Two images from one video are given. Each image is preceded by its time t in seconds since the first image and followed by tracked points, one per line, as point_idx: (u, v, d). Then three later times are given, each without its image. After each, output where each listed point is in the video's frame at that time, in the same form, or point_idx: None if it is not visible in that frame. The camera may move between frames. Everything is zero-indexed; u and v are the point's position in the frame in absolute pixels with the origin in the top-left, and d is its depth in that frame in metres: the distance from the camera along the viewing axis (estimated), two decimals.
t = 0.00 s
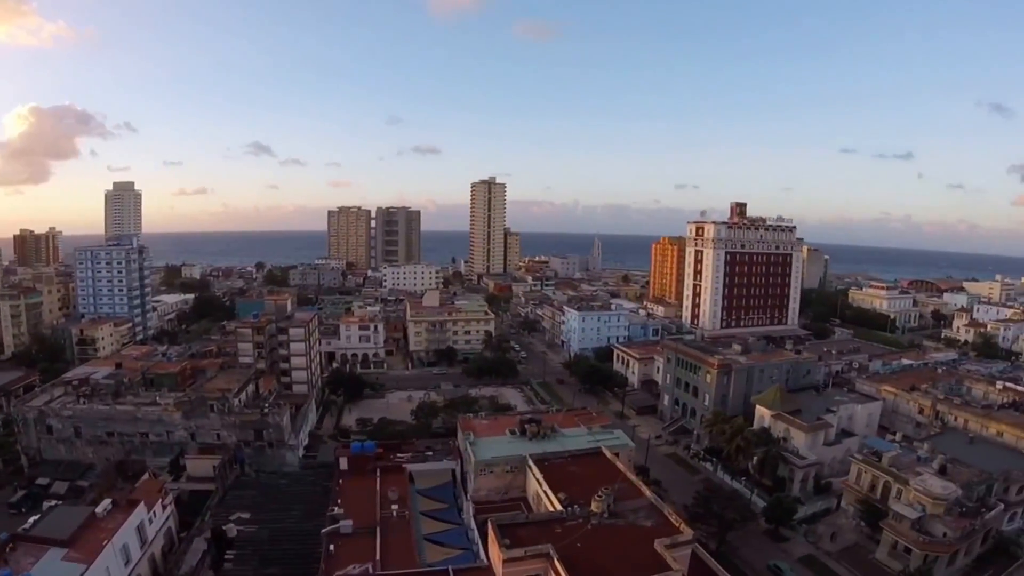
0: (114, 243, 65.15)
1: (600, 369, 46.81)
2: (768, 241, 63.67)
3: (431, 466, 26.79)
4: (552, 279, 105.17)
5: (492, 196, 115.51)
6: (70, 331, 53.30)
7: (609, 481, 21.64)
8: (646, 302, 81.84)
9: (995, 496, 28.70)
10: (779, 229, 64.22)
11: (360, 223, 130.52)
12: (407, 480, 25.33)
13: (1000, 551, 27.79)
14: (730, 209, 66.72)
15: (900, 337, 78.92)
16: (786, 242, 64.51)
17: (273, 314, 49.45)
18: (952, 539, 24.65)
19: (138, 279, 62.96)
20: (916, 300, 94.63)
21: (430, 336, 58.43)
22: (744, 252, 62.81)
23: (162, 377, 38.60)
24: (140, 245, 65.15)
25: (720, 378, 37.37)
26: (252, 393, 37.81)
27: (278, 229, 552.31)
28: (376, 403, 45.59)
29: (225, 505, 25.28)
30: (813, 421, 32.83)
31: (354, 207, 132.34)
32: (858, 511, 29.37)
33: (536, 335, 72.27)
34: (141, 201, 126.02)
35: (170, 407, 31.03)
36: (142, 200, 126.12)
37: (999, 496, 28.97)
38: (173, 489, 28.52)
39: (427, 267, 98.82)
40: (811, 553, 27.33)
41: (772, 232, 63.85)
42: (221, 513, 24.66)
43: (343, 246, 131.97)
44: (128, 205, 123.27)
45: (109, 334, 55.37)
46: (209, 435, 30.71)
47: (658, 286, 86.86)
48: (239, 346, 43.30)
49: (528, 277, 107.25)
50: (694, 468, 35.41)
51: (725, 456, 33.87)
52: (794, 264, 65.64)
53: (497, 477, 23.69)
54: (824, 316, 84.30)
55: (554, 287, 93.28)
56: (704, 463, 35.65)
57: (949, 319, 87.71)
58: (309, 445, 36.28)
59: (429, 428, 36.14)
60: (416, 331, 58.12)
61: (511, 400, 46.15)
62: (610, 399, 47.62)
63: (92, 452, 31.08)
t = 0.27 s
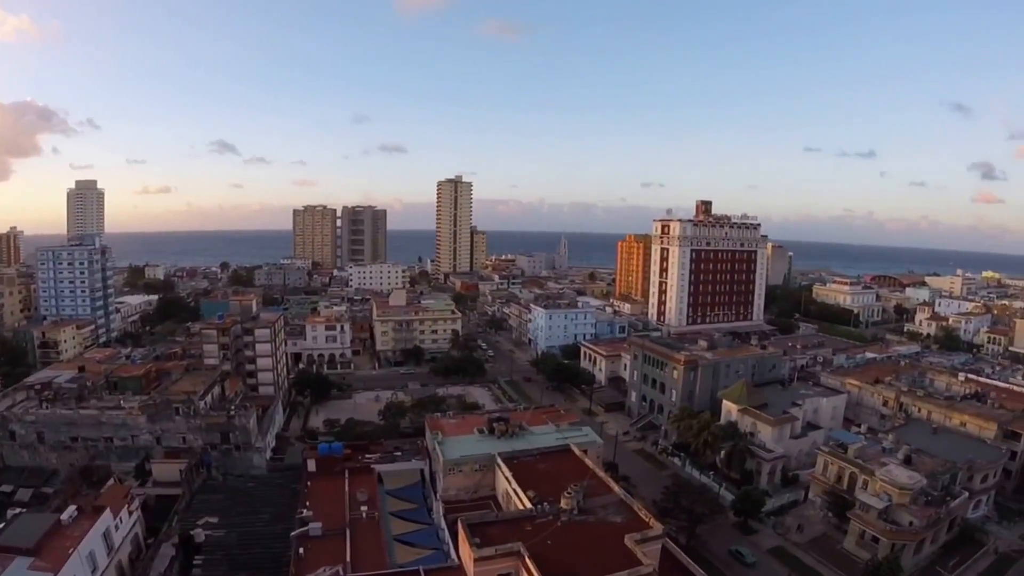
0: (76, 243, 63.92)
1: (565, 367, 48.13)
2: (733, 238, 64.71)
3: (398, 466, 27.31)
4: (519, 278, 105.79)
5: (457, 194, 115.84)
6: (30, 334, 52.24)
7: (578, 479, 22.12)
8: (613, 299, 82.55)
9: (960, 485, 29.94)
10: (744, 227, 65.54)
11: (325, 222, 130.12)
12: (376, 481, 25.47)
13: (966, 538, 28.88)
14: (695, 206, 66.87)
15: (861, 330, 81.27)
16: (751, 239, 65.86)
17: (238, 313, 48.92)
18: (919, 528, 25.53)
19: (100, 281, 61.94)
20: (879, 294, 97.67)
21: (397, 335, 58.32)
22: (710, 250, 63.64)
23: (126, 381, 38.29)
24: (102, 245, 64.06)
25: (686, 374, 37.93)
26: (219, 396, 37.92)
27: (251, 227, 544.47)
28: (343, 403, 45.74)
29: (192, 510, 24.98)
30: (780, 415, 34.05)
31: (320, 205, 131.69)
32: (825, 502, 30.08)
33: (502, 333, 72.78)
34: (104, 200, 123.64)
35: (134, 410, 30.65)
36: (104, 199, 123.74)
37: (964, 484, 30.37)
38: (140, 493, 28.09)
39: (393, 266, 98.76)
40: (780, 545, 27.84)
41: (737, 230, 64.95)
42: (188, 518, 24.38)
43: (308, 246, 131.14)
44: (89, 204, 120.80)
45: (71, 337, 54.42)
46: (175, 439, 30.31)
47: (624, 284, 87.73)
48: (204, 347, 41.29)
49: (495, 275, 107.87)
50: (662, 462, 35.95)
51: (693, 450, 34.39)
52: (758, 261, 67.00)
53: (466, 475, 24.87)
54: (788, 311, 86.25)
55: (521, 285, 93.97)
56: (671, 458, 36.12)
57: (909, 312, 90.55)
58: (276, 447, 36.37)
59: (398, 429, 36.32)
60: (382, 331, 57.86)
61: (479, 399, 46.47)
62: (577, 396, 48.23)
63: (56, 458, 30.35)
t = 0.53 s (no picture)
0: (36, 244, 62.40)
1: (535, 365, 48.08)
2: (700, 235, 68.02)
3: (367, 467, 27.10)
4: (486, 276, 106.56)
5: (424, 193, 117.13)
6: None
7: (548, 476, 22.39)
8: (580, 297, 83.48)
9: (925, 475, 30.76)
10: (709, 224, 68.82)
11: (291, 222, 129.22)
12: (344, 482, 25.26)
13: (933, 527, 29.71)
14: (661, 204, 69.59)
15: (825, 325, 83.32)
16: (716, 236, 69.22)
17: (203, 314, 48.20)
18: (885, 518, 26.31)
19: (62, 283, 60.59)
20: (843, 290, 100.57)
21: (364, 335, 58.28)
22: (674, 246, 66.25)
23: (90, 385, 37.53)
24: (63, 245, 62.69)
25: (653, 370, 39.08)
26: (184, 399, 37.76)
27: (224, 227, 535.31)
28: (309, 404, 45.48)
29: (159, 516, 24.62)
30: (747, 410, 34.80)
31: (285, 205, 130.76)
32: (792, 495, 30.94)
33: (470, 331, 73.02)
34: (66, 199, 120.93)
35: (99, 414, 30.17)
36: (66, 198, 121.02)
37: (930, 474, 31.10)
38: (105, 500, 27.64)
39: (358, 266, 98.26)
40: (749, 537, 28.31)
41: (704, 227, 68.26)
42: (155, 523, 24.03)
43: (273, 245, 129.91)
44: (50, 204, 117.99)
45: (32, 340, 53.18)
46: (140, 443, 29.96)
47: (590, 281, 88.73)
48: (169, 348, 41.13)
49: (461, 274, 108.23)
50: (631, 458, 36.43)
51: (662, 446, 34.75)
52: (724, 257, 70.27)
53: (436, 475, 24.93)
54: (754, 307, 88.00)
55: (488, 283, 94.40)
56: (640, 454, 36.64)
57: (871, 307, 93.19)
58: (243, 450, 36.23)
59: (367, 430, 36.32)
60: (349, 330, 57.82)
61: (447, 398, 46.57)
62: (545, 393, 48.66)
63: (19, 465, 29.62)
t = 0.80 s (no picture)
0: None
1: (507, 363, 48.13)
2: (670, 233, 69.10)
3: (338, 468, 26.90)
4: (456, 275, 107.00)
5: (394, 192, 117.13)
6: None
7: (521, 474, 22.55)
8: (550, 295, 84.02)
9: (894, 467, 31.46)
10: (678, 223, 69.89)
11: (260, 221, 127.74)
12: (316, 484, 25.15)
13: (903, 518, 30.35)
14: (631, 202, 70.92)
15: (794, 321, 84.92)
16: (685, 234, 70.38)
17: (171, 315, 47.38)
18: (855, 510, 26.92)
19: (27, 284, 59.11)
20: (811, 287, 103.01)
21: (334, 334, 57.94)
22: (643, 245, 66.98)
23: (57, 389, 36.62)
24: (27, 246, 61.17)
25: (624, 368, 39.63)
26: (153, 402, 37.02)
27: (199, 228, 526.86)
28: (279, 406, 44.99)
29: (129, 522, 24.24)
30: (717, 406, 35.35)
31: (254, 204, 129.16)
32: (763, 489, 31.40)
33: (441, 331, 73.07)
34: (29, 198, 118.08)
35: (66, 419, 29.37)
36: (29, 197, 118.17)
37: (898, 467, 31.77)
38: (74, 507, 27.32)
39: (328, 265, 98.29)
40: (722, 531, 28.66)
41: (673, 226, 69.44)
42: (125, 530, 23.62)
43: (242, 245, 128.26)
44: (14, 203, 115.30)
45: None
46: (109, 448, 29.34)
47: (561, 279, 89.47)
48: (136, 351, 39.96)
49: (431, 274, 108.14)
50: (603, 456, 36.65)
51: (633, 442, 35.08)
52: (692, 255, 71.60)
53: (408, 475, 24.79)
54: (724, 304, 89.35)
55: (458, 283, 94.48)
56: (612, 451, 36.88)
57: (839, 304, 95.33)
58: (213, 453, 35.95)
59: (338, 431, 36.23)
60: (319, 331, 57.40)
61: (417, 397, 46.43)
62: (516, 392, 48.81)
63: None
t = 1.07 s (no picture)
0: None
1: (481, 363, 48.29)
2: (644, 232, 69.85)
3: (313, 471, 26.70)
4: (431, 275, 106.94)
5: (368, 191, 116.52)
6: None
7: (497, 474, 22.57)
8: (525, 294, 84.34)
9: (867, 461, 31.90)
10: (652, 222, 70.51)
11: (233, 221, 126.07)
12: (292, 487, 24.90)
13: (877, 511, 30.82)
14: (605, 202, 71.44)
15: (768, 319, 86.03)
16: (658, 233, 71.08)
17: (141, 316, 46.63)
18: (829, 504, 27.19)
19: None
20: (784, 286, 104.49)
21: (308, 335, 57.47)
22: (617, 244, 67.47)
23: (25, 393, 35.85)
24: None
25: (598, 366, 39.81)
26: (124, 405, 36.32)
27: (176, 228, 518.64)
28: (252, 408, 44.57)
29: (102, 528, 23.82)
30: (691, 403, 35.73)
31: (226, 203, 127.54)
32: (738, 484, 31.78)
33: (415, 331, 72.86)
34: None
35: (37, 424, 28.89)
36: None
37: (871, 461, 32.28)
38: (47, 513, 27.18)
39: (300, 265, 98.25)
40: (697, 527, 28.95)
41: (647, 224, 70.16)
42: (98, 536, 23.19)
43: (214, 245, 126.58)
44: None
45: None
46: (80, 453, 28.87)
47: (536, 278, 89.83)
48: (107, 354, 39.45)
49: (406, 273, 107.88)
50: (578, 454, 36.81)
51: (608, 440, 35.25)
52: (667, 254, 72.65)
53: (384, 476, 24.81)
54: (699, 302, 90.22)
55: (432, 282, 94.39)
56: (587, 449, 37.07)
57: (811, 301, 96.64)
58: (186, 457, 35.53)
59: (312, 433, 36.01)
60: (292, 332, 56.88)
61: (391, 398, 46.22)
62: (492, 391, 48.90)
63: None
